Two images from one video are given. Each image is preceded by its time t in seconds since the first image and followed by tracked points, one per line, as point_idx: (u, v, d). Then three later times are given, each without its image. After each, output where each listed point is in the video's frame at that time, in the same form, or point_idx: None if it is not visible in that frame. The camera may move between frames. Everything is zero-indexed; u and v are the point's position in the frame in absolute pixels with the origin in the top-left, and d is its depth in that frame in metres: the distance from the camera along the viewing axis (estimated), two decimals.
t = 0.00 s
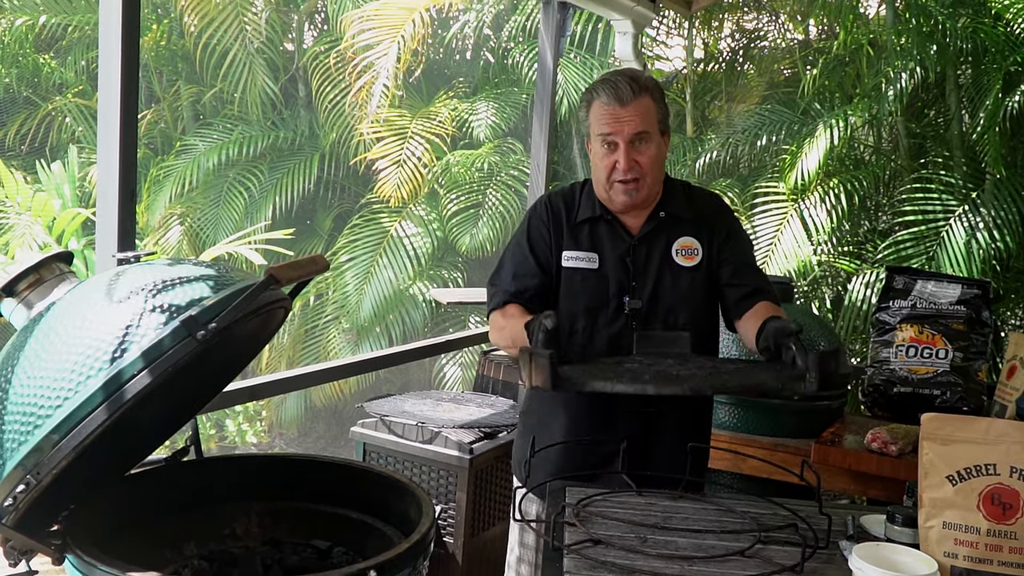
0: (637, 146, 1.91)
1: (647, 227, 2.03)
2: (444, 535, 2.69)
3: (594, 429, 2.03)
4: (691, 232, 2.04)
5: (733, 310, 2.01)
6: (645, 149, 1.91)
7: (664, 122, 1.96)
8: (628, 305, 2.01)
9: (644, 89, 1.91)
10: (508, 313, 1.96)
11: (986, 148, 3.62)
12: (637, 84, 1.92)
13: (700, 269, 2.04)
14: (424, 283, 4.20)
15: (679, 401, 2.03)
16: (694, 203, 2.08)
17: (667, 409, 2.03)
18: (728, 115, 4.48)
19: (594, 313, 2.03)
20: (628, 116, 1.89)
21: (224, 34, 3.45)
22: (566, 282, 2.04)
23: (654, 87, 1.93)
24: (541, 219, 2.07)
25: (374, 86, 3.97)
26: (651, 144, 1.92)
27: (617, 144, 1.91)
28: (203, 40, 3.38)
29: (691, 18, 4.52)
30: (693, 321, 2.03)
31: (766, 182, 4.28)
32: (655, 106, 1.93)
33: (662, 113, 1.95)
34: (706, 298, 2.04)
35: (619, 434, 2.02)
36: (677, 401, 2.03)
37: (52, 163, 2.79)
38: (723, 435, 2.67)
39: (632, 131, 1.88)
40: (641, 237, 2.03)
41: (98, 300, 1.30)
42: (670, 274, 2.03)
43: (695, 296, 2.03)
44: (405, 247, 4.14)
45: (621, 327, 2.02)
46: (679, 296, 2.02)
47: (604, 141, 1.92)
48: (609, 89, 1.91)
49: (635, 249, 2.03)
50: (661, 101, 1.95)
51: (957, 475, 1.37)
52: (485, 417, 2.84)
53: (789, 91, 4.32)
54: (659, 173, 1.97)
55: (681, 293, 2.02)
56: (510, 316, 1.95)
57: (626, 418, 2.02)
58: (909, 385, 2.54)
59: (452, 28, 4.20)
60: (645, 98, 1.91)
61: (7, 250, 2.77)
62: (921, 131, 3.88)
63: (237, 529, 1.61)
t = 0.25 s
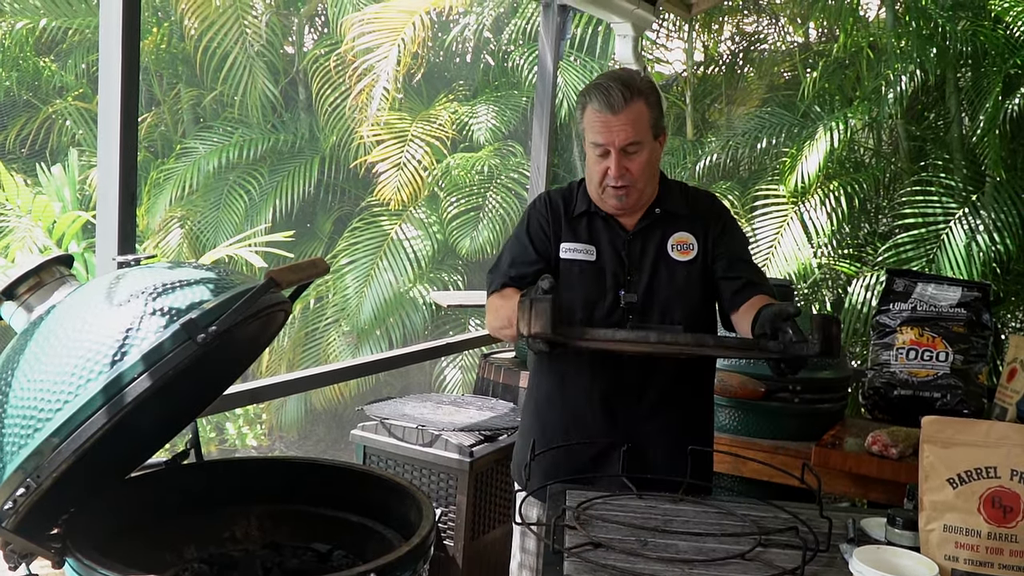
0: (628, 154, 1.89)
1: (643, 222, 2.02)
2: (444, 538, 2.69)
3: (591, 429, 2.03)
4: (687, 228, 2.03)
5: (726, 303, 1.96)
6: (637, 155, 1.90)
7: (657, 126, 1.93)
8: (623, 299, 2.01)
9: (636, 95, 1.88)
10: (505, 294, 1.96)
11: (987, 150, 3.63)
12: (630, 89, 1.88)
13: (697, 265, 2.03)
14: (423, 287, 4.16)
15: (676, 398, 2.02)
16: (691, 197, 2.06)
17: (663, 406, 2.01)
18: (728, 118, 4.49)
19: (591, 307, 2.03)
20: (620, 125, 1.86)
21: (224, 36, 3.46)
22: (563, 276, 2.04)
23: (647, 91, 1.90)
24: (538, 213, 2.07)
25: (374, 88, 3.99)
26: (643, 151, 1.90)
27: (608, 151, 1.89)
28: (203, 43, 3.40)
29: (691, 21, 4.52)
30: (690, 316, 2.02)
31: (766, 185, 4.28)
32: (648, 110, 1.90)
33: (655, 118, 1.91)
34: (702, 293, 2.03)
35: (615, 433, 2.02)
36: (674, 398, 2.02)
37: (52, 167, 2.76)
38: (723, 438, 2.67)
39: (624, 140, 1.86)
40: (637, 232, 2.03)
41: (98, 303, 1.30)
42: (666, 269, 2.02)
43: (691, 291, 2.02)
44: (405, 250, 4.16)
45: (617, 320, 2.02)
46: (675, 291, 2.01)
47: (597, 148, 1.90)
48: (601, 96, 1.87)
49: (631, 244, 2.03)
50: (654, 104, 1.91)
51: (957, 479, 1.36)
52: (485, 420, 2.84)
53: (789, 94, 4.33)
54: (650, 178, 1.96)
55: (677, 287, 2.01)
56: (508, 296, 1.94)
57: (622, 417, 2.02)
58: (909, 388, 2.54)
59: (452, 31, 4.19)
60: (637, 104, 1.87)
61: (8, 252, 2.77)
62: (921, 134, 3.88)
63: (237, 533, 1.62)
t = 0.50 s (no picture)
0: (625, 158, 1.89)
1: (641, 229, 2.02)
2: (444, 541, 2.68)
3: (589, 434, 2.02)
4: (686, 234, 2.03)
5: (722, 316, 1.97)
6: (634, 159, 1.90)
7: (655, 130, 1.93)
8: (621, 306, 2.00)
9: (633, 99, 1.88)
10: (507, 319, 1.98)
11: (987, 153, 3.62)
12: (627, 93, 1.89)
13: (695, 271, 2.02)
14: (424, 289, 4.15)
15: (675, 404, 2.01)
16: (690, 205, 2.06)
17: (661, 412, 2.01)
18: (728, 120, 4.50)
19: (588, 314, 2.02)
20: (616, 129, 1.86)
21: (225, 38, 3.47)
22: (561, 283, 2.03)
23: (645, 95, 1.90)
24: (537, 221, 2.07)
25: (374, 91, 3.93)
26: (639, 155, 1.90)
27: (604, 155, 1.89)
28: (203, 46, 3.38)
29: (691, 24, 4.54)
30: (688, 323, 2.00)
31: (766, 187, 4.29)
32: (646, 114, 1.90)
33: (653, 121, 1.91)
34: (700, 300, 2.02)
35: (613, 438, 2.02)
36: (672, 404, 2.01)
37: (52, 170, 2.76)
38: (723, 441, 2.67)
39: (620, 144, 1.86)
40: (636, 239, 2.02)
41: (98, 305, 1.30)
42: (664, 276, 2.01)
43: (689, 298, 2.01)
44: (405, 253, 4.15)
45: (615, 328, 2.00)
46: (673, 297, 2.00)
47: (593, 152, 1.91)
48: (598, 100, 1.88)
49: (630, 250, 2.02)
50: (652, 109, 1.91)
51: (958, 481, 1.36)
52: (485, 423, 2.84)
53: (789, 97, 4.34)
54: (649, 182, 1.96)
55: (675, 294, 2.00)
56: (511, 324, 1.97)
57: (620, 422, 2.01)
58: (910, 390, 2.53)
59: (452, 33, 4.19)
60: (634, 108, 1.88)
61: (7, 255, 2.74)
62: (921, 136, 3.89)
63: (237, 535, 1.61)
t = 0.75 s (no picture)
0: (630, 166, 1.88)
1: (644, 241, 2.02)
2: (444, 543, 2.68)
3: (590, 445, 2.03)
4: (689, 247, 2.03)
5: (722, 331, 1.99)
6: (638, 168, 1.89)
7: (658, 137, 1.92)
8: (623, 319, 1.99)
9: (638, 107, 1.86)
10: (509, 343, 1.95)
11: (987, 157, 3.59)
12: (631, 101, 1.87)
13: (698, 284, 2.03)
14: (424, 291, 4.19)
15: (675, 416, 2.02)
16: (692, 216, 2.07)
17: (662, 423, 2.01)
18: (729, 122, 4.51)
19: (590, 327, 2.01)
20: (621, 137, 1.85)
21: (225, 40, 3.46)
22: (562, 297, 2.02)
23: (648, 103, 1.88)
24: (538, 233, 2.06)
25: (374, 92, 3.97)
26: (644, 164, 1.89)
27: (609, 164, 1.88)
28: (204, 47, 3.37)
29: (692, 26, 4.55)
30: (691, 335, 2.01)
31: (766, 189, 4.29)
32: (650, 122, 1.88)
33: (657, 128, 1.90)
34: (702, 313, 2.03)
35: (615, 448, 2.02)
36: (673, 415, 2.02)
37: (52, 170, 2.78)
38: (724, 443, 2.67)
39: (625, 154, 1.85)
40: (639, 251, 2.02)
41: (98, 306, 1.30)
42: (667, 288, 2.02)
43: (692, 311, 2.01)
44: (406, 254, 4.15)
45: (617, 341, 2.00)
46: (676, 310, 2.01)
47: (597, 161, 1.89)
48: (603, 108, 1.85)
49: (632, 262, 2.02)
50: (656, 116, 1.90)
51: (958, 484, 1.36)
52: (485, 425, 2.85)
53: (789, 99, 4.34)
54: (652, 189, 1.95)
55: (678, 307, 2.01)
56: (515, 351, 1.92)
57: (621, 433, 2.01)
58: (911, 393, 2.53)
59: (453, 35, 4.19)
60: (639, 116, 1.86)
61: (8, 256, 2.80)
62: (922, 139, 3.91)
63: (237, 537, 1.61)
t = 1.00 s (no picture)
0: (649, 173, 1.82)
1: (650, 249, 1.99)
2: (445, 542, 2.68)
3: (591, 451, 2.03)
4: (695, 255, 2.00)
5: (726, 341, 1.96)
6: (657, 174, 1.83)
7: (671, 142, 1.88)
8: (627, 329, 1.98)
9: (652, 112, 1.81)
10: (512, 353, 1.92)
11: (988, 155, 3.61)
12: (645, 106, 1.82)
13: (704, 293, 2.00)
14: (425, 290, 4.19)
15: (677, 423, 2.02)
16: (700, 221, 2.03)
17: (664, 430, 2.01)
18: (729, 122, 4.51)
19: (593, 335, 2.00)
20: (639, 144, 1.79)
21: (225, 40, 3.46)
22: (566, 304, 2.00)
23: (661, 107, 1.84)
24: (541, 238, 2.02)
25: (375, 92, 3.95)
26: (662, 170, 1.83)
27: (628, 172, 1.82)
28: (204, 47, 3.37)
29: (692, 26, 4.55)
30: (694, 346, 1.99)
31: (767, 189, 4.29)
32: (664, 127, 1.84)
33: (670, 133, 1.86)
34: (707, 322, 2.01)
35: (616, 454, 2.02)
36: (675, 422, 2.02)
37: (53, 170, 2.78)
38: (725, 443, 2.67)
39: (645, 160, 1.79)
40: (644, 259, 1.99)
41: (99, 305, 1.30)
42: (672, 297, 1.99)
43: (696, 321, 1.99)
44: (406, 255, 4.15)
45: (620, 349, 1.99)
46: (681, 320, 1.98)
47: (614, 170, 1.83)
48: (618, 115, 1.80)
49: (637, 270, 1.99)
50: (668, 121, 1.85)
51: (959, 483, 1.36)
52: (486, 425, 2.85)
53: (790, 99, 4.34)
54: (667, 195, 1.90)
55: (682, 317, 1.98)
56: (519, 361, 1.88)
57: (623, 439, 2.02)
58: (911, 393, 2.52)
59: (453, 35, 4.19)
60: (654, 121, 1.81)
61: (8, 256, 2.82)
62: (923, 139, 3.90)
63: (238, 536, 1.62)
